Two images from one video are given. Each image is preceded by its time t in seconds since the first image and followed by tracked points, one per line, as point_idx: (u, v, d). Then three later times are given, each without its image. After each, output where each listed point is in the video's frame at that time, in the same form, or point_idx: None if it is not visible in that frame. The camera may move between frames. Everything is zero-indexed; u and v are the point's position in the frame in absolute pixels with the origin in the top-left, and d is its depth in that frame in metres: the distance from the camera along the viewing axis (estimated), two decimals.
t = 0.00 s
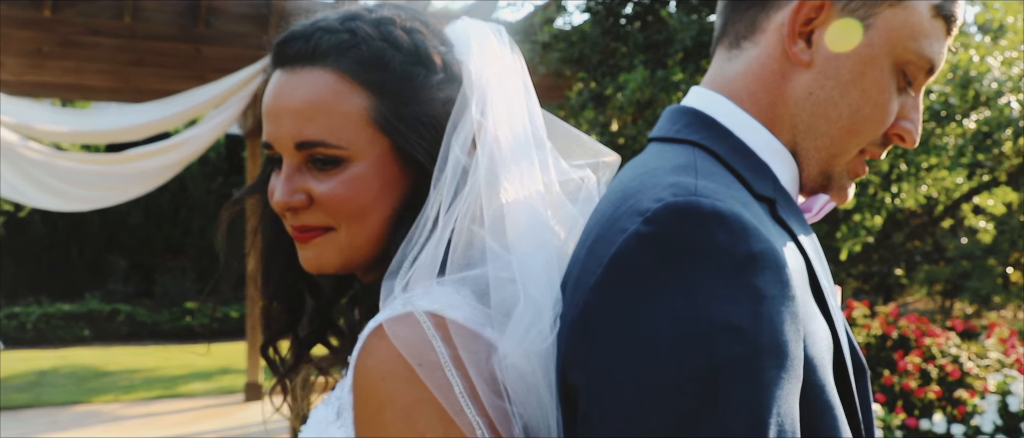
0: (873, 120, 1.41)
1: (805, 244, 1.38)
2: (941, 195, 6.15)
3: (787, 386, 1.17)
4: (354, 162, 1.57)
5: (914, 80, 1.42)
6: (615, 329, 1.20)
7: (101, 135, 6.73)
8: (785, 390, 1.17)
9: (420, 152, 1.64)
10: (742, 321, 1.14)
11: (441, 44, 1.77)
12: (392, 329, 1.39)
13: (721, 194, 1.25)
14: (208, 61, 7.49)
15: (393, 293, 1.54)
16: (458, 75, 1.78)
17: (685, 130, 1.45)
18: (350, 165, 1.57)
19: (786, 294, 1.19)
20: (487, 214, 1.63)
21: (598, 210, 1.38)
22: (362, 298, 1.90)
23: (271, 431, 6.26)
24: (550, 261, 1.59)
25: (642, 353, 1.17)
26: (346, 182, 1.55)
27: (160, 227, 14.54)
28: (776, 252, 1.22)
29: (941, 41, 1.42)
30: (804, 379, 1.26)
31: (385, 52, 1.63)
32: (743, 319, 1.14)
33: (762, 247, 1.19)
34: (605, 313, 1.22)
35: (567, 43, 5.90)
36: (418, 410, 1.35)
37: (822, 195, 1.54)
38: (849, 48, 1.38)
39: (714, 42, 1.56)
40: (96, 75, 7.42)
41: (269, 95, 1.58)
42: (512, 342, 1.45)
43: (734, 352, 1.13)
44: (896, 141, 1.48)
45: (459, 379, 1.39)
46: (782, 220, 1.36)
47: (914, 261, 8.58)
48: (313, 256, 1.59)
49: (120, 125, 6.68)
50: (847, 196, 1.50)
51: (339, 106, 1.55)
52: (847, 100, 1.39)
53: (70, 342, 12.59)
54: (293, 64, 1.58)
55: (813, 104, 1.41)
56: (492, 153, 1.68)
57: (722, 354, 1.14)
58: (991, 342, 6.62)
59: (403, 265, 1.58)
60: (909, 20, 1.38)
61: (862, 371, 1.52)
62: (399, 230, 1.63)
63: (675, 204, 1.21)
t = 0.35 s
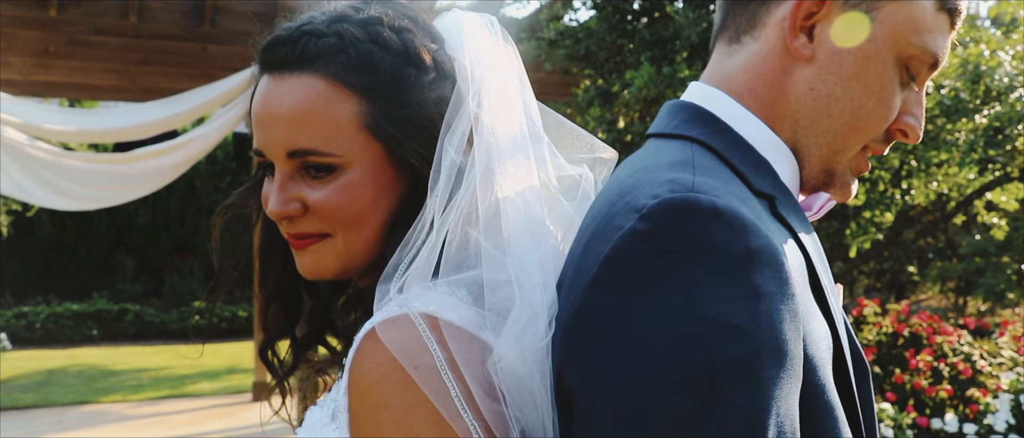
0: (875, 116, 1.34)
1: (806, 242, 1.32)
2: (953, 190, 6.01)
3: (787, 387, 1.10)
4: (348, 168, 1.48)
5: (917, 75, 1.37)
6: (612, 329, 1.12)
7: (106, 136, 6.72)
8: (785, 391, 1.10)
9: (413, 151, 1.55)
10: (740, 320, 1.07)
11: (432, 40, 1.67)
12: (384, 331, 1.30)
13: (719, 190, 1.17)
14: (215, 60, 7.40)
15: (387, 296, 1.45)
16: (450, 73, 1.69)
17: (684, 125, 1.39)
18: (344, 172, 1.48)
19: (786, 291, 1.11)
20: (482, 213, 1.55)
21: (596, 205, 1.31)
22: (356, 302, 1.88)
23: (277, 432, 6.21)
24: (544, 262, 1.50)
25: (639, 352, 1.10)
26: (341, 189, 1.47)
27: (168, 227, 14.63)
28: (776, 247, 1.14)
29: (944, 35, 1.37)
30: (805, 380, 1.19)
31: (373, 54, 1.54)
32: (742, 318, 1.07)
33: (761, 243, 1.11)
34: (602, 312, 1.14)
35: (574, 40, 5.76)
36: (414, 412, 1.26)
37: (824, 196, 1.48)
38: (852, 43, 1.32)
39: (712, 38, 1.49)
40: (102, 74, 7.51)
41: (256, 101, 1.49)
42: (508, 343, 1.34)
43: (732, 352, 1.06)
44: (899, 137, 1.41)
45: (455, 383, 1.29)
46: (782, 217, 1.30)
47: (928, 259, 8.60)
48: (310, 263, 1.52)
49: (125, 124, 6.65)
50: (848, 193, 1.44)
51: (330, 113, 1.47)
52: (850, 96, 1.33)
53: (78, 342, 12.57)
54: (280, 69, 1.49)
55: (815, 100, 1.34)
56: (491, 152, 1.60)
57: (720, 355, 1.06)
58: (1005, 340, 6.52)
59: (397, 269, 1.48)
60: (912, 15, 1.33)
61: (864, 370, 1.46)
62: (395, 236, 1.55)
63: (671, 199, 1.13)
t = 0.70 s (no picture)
0: (877, 122, 1.32)
1: (811, 244, 1.28)
2: (973, 192, 5.87)
3: (793, 395, 1.02)
4: (350, 185, 1.41)
5: (924, 79, 1.33)
6: (612, 335, 1.04)
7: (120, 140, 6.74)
8: (792, 398, 1.02)
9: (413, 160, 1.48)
10: (745, 325, 1.00)
11: (427, 47, 1.59)
12: (381, 342, 1.24)
13: (721, 195, 1.11)
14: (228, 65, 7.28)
15: (383, 307, 1.38)
16: (449, 79, 1.61)
17: (685, 130, 1.37)
18: (346, 189, 1.41)
19: (791, 296, 1.04)
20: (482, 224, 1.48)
21: (596, 212, 1.25)
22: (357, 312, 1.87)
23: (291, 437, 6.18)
24: (544, 269, 1.43)
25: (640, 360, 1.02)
26: (344, 207, 1.40)
27: (184, 230, 14.68)
28: (782, 251, 1.07)
29: (952, 38, 1.33)
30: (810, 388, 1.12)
31: (370, 64, 1.46)
32: (747, 323, 1.00)
33: (764, 247, 1.04)
34: (602, 320, 1.06)
35: (586, 43, 5.55)
36: (408, 425, 1.20)
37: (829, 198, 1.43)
38: (857, 43, 1.29)
39: (716, 41, 1.47)
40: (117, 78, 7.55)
41: (251, 120, 1.41)
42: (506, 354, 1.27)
43: (736, 358, 0.99)
44: (906, 143, 1.40)
45: (450, 394, 1.23)
46: (787, 221, 1.25)
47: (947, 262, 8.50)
48: (316, 281, 1.45)
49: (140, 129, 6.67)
50: (851, 203, 1.44)
51: (329, 131, 1.39)
52: (852, 101, 1.30)
53: (95, 345, 12.62)
54: (275, 85, 1.41)
55: (816, 106, 1.33)
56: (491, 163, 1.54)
57: (725, 361, 0.99)
58: None
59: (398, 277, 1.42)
60: (917, 17, 1.29)
61: (874, 376, 1.41)
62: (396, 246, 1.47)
63: (673, 204, 1.06)
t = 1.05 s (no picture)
0: (881, 123, 1.29)
1: (812, 252, 1.24)
2: (989, 193, 5.78)
3: (787, 405, 1.01)
4: (332, 200, 1.39)
5: (929, 80, 1.30)
6: (602, 341, 1.03)
7: (136, 144, 6.76)
8: (786, 408, 1.01)
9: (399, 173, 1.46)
10: (735, 334, 0.98)
11: (409, 52, 1.54)
12: (366, 352, 1.22)
13: (716, 200, 1.09)
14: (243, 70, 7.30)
15: (371, 315, 1.36)
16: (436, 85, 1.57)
17: (685, 131, 1.34)
18: (327, 203, 1.39)
19: (786, 304, 1.02)
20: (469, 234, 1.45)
21: (590, 216, 1.22)
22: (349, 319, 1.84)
23: None
24: (540, 276, 1.42)
25: (629, 369, 1.01)
26: (326, 221, 1.39)
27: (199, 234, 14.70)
28: (775, 257, 1.05)
29: (958, 39, 1.29)
30: (808, 397, 1.10)
31: (349, 75, 1.42)
32: (738, 331, 0.98)
33: (758, 254, 1.02)
34: (592, 329, 1.04)
35: (597, 45, 5.48)
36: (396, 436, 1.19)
37: (831, 200, 1.40)
38: (859, 42, 1.26)
39: (719, 40, 1.44)
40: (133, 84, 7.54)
41: (233, 135, 1.39)
42: (496, 363, 1.25)
43: (726, 368, 0.98)
44: (911, 145, 1.36)
45: (440, 406, 1.22)
46: (785, 226, 1.22)
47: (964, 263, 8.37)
48: (305, 289, 1.45)
49: (154, 133, 6.67)
50: (862, 202, 1.38)
51: (308, 147, 1.36)
52: (855, 100, 1.27)
53: (111, 350, 12.69)
54: (254, 101, 1.39)
55: (819, 105, 1.29)
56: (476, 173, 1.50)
57: (715, 371, 0.98)
58: None
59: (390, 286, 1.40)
60: (922, 15, 1.26)
61: (879, 384, 1.37)
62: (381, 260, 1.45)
63: (664, 209, 1.04)
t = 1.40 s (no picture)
0: (886, 126, 1.26)
1: (812, 254, 1.21)
2: (1006, 191, 5.70)
3: (783, 412, 0.98)
4: (309, 249, 1.38)
5: (933, 84, 1.27)
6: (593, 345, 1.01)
7: (151, 146, 6.75)
8: (781, 414, 0.98)
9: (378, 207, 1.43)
10: (728, 339, 0.96)
11: (345, 82, 1.41)
12: (360, 360, 1.20)
13: (712, 201, 1.06)
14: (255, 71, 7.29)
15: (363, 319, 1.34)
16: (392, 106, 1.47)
17: (682, 130, 1.32)
18: (306, 252, 1.38)
19: (781, 309, 0.99)
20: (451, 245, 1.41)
21: (585, 219, 1.20)
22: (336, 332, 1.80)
23: None
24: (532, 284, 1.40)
25: (621, 372, 0.99)
26: (309, 269, 1.38)
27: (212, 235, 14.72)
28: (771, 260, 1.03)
29: (966, 42, 1.26)
30: (804, 402, 1.07)
31: (283, 133, 1.32)
32: (731, 336, 0.96)
33: (752, 256, 1.00)
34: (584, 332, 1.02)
35: (608, 44, 5.42)
36: None
37: (833, 200, 1.37)
38: (863, 45, 1.23)
39: (722, 36, 1.42)
40: (145, 85, 7.55)
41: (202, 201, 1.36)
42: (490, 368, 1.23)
43: (719, 374, 0.95)
44: (913, 149, 1.33)
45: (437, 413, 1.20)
46: (784, 227, 1.19)
47: (981, 262, 8.28)
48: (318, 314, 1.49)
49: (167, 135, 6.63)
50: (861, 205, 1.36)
51: (267, 211, 1.32)
52: (859, 103, 1.24)
53: (125, 350, 12.74)
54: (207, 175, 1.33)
55: (823, 106, 1.27)
56: (452, 190, 1.44)
57: (706, 376, 0.96)
58: None
59: (382, 295, 1.38)
60: (931, 18, 1.22)
61: (882, 386, 1.36)
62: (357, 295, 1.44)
63: (658, 210, 1.02)
